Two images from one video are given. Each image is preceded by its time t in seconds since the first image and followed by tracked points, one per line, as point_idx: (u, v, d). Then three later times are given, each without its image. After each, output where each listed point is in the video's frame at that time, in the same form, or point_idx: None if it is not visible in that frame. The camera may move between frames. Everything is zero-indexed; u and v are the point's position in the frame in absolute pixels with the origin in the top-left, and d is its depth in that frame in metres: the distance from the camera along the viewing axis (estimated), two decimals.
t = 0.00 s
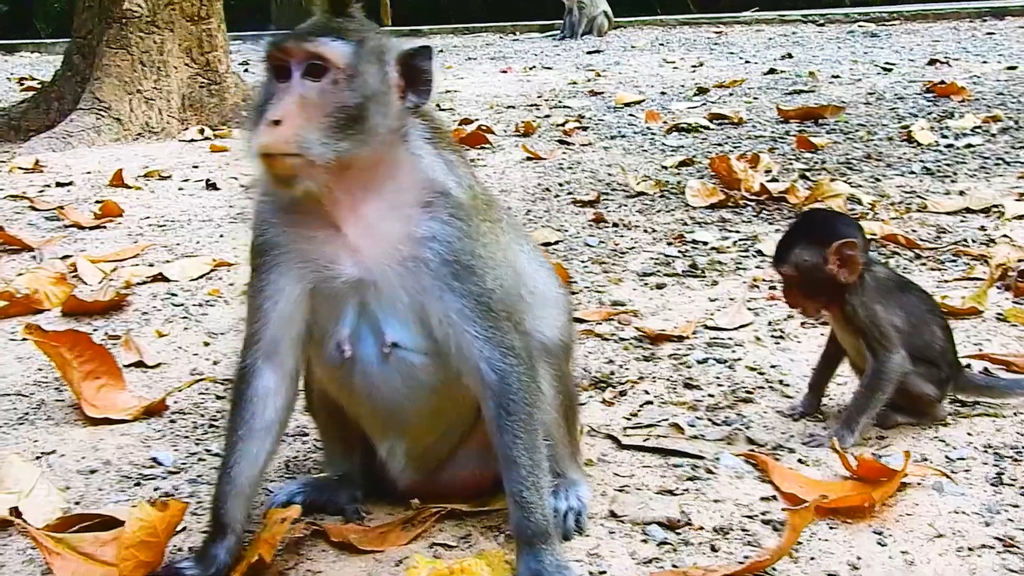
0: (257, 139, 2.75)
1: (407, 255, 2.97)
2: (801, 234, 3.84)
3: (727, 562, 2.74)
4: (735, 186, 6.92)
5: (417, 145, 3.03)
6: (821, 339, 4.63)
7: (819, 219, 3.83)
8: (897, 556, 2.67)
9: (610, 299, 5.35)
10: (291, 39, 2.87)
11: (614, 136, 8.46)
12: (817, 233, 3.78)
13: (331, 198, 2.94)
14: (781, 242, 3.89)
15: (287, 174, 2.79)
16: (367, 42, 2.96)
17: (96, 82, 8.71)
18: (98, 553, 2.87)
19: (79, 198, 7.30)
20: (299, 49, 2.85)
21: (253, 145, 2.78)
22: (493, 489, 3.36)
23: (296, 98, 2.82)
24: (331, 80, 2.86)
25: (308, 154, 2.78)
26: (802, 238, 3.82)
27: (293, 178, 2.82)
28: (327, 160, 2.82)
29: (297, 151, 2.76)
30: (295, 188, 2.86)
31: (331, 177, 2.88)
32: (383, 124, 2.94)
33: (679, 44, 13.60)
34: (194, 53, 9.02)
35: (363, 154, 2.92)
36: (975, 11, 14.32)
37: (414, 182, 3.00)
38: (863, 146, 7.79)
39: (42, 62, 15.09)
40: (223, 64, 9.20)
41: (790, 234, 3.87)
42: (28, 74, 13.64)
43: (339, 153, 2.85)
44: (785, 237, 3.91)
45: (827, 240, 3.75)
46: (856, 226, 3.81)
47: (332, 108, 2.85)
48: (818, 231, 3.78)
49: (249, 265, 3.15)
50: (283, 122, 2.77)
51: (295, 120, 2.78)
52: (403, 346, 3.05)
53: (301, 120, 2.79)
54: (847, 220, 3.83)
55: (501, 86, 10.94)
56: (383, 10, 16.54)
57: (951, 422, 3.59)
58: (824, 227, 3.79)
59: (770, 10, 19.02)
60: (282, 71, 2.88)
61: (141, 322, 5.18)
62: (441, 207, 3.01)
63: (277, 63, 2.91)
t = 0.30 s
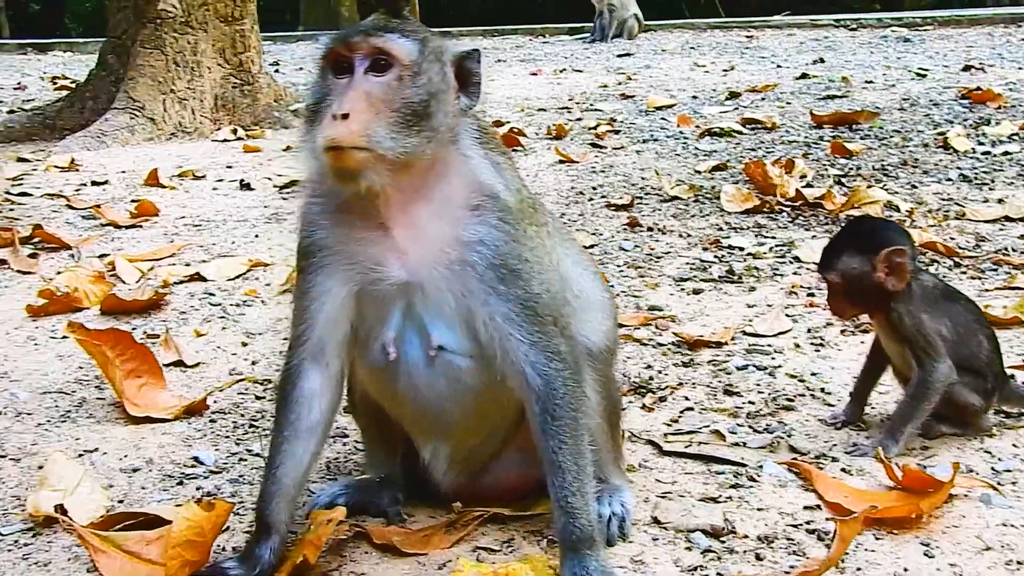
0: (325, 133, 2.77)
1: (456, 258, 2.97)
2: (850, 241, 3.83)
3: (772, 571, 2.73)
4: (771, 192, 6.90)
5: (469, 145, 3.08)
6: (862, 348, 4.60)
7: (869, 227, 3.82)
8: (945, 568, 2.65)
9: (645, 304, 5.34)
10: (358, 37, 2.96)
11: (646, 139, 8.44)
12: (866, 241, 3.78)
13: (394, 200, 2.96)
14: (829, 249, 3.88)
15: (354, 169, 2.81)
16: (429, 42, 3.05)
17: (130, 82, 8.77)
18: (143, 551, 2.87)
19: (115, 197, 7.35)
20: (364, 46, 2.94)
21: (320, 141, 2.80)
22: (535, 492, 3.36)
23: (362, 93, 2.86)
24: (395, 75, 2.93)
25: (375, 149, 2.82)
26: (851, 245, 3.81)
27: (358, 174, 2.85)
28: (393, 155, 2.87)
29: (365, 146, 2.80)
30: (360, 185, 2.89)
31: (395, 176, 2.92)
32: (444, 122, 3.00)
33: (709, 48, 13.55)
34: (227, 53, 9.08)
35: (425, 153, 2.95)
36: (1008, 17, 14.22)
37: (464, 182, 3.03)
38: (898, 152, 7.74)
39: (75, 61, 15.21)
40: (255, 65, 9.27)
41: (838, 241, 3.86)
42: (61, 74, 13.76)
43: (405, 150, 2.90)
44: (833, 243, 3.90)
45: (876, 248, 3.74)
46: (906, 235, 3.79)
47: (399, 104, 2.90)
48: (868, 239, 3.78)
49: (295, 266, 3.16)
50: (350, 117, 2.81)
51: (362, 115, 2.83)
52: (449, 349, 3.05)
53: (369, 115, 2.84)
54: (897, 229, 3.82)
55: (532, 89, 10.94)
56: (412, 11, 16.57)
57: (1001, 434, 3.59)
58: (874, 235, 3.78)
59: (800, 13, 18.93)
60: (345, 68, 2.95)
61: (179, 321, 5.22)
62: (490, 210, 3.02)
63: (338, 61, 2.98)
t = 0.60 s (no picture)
0: (365, 139, 2.82)
1: (484, 261, 3.00)
2: (885, 245, 3.78)
3: None
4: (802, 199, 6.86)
5: (501, 148, 3.11)
6: (892, 356, 4.56)
7: (906, 233, 3.77)
8: None
9: (673, 309, 5.32)
10: (395, 43, 3.01)
11: (678, 145, 8.42)
12: (901, 247, 3.72)
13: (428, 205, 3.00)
14: (864, 250, 3.83)
15: (393, 176, 2.85)
16: (466, 47, 3.10)
17: (164, 83, 8.83)
18: (169, 551, 2.90)
19: (147, 198, 7.41)
20: (402, 52, 2.99)
21: (359, 146, 2.84)
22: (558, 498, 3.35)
23: (401, 99, 2.93)
24: (433, 82, 2.99)
25: (413, 155, 2.87)
26: (886, 249, 3.75)
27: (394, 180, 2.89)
28: (431, 160, 2.92)
29: (404, 152, 2.84)
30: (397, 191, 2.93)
31: (430, 180, 2.96)
32: (481, 126, 3.04)
33: (743, 54, 13.50)
34: (260, 55, 9.14)
35: (461, 158, 2.99)
36: None
37: (495, 186, 3.07)
38: (932, 160, 7.68)
39: (109, 62, 15.36)
40: (288, 66, 9.32)
41: (874, 243, 3.81)
42: (96, 74, 13.89)
43: (443, 156, 2.95)
44: (868, 245, 3.84)
45: (912, 256, 3.69)
46: (942, 244, 3.74)
47: (438, 111, 2.98)
48: (905, 244, 3.72)
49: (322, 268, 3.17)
50: (390, 122, 2.86)
51: (401, 121, 2.88)
52: (474, 352, 3.05)
53: (408, 122, 2.89)
54: (934, 238, 3.76)
55: (564, 93, 10.93)
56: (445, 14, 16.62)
57: None
58: (911, 242, 3.72)
59: (835, 21, 18.83)
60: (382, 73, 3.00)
61: (208, 321, 5.25)
62: (519, 213, 3.05)
63: (374, 66, 3.03)
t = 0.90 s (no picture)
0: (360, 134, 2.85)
1: (479, 253, 3.02)
2: (885, 238, 3.82)
3: (795, 569, 2.72)
4: (811, 194, 6.84)
5: (498, 139, 3.12)
6: (897, 349, 4.55)
7: (906, 225, 3.80)
8: (970, 568, 2.63)
9: (680, 304, 5.31)
10: (391, 36, 3.01)
11: (690, 141, 8.40)
12: (899, 239, 3.76)
13: (425, 199, 3.02)
14: (865, 243, 3.87)
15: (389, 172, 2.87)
16: (463, 39, 3.12)
17: (178, 80, 8.85)
18: (167, 544, 2.90)
19: (158, 194, 7.44)
20: (398, 45, 3.00)
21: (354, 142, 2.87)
22: (557, 490, 3.37)
23: (396, 94, 2.94)
24: (429, 74, 3.00)
25: (408, 149, 2.90)
26: (884, 242, 3.79)
27: (390, 176, 2.91)
28: (426, 154, 2.94)
29: (399, 147, 2.87)
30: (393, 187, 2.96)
31: (425, 174, 2.97)
32: (477, 119, 3.05)
33: (759, 51, 13.46)
34: (274, 52, 9.15)
35: (456, 151, 3.01)
36: None
37: (491, 178, 3.08)
38: (944, 156, 7.65)
39: (125, 60, 15.42)
40: (303, 63, 9.32)
41: (874, 236, 3.85)
42: (112, 72, 13.95)
43: (439, 149, 2.96)
44: (870, 237, 3.89)
45: (909, 248, 3.72)
46: (943, 235, 3.76)
47: (434, 105, 2.99)
48: (903, 237, 3.76)
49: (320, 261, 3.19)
50: (385, 117, 2.88)
51: (397, 116, 2.91)
52: (471, 343, 3.07)
53: (403, 117, 2.91)
54: (934, 229, 3.78)
55: (577, 90, 10.92)
56: (461, 12, 16.64)
57: None
58: (909, 234, 3.76)
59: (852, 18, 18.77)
60: (378, 67, 3.01)
61: (215, 316, 5.27)
62: (515, 205, 3.06)
63: (371, 58, 3.04)
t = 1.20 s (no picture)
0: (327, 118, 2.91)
1: (443, 243, 3.04)
2: (842, 231, 3.93)
3: (753, 556, 2.75)
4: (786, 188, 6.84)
5: (463, 130, 3.15)
6: (863, 341, 4.59)
7: (862, 218, 3.91)
8: (924, 553, 2.73)
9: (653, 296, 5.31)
10: (360, 24, 3.06)
11: (669, 135, 8.42)
12: (855, 231, 3.87)
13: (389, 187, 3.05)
14: (825, 236, 3.98)
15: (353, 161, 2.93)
16: (430, 29, 3.17)
17: (156, 73, 8.79)
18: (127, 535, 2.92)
19: (133, 186, 7.41)
20: (368, 31, 3.05)
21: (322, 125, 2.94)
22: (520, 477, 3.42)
23: (363, 79, 3.00)
24: (397, 62, 3.06)
25: (373, 135, 2.96)
26: (842, 232, 3.91)
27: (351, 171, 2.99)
28: (392, 141, 3.00)
29: (364, 131, 2.93)
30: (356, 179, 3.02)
31: (392, 162, 3.03)
32: (443, 108, 3.11)
33: (741, 47, 13.48)
34: (254, 44, 9.09)
35: (420, 139, 3.05)
36: None
37: (455, 168, 3.11)
38: (920, 151, 7.69)
39: (107, 52, 15.32)
40: (283, 56, 9.26)
41: (833, 229, 3.96)
42: (93, 64, 13.86)
43: (406, 137, 3.02)
44: (831, 231, 4.00)
45: (862, 238, 3.84)
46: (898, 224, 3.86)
47: (401, 92, 3.04)
48: (858, 230, 3.87)
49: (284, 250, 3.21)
50: (352, 101, 2.95)
51: (364, 100, 2.97)
52: (435, 332, 3.12)
53: (370, 102, 2.97)
54: (890, 220, 3.89)
55: (559, 85, 10.92)
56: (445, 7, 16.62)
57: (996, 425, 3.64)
58: (864, 226, 3.87)
59: (836, 15, 18.80)
60: (346, 53, 3.06)
61: (186, 309, 5.26)
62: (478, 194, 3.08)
63: (340, 43, 3.09)
